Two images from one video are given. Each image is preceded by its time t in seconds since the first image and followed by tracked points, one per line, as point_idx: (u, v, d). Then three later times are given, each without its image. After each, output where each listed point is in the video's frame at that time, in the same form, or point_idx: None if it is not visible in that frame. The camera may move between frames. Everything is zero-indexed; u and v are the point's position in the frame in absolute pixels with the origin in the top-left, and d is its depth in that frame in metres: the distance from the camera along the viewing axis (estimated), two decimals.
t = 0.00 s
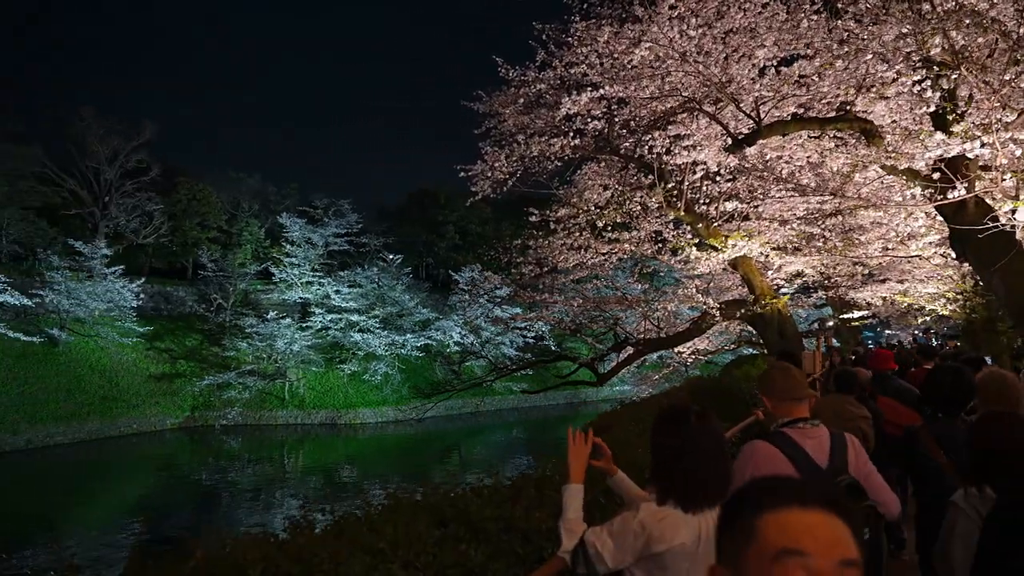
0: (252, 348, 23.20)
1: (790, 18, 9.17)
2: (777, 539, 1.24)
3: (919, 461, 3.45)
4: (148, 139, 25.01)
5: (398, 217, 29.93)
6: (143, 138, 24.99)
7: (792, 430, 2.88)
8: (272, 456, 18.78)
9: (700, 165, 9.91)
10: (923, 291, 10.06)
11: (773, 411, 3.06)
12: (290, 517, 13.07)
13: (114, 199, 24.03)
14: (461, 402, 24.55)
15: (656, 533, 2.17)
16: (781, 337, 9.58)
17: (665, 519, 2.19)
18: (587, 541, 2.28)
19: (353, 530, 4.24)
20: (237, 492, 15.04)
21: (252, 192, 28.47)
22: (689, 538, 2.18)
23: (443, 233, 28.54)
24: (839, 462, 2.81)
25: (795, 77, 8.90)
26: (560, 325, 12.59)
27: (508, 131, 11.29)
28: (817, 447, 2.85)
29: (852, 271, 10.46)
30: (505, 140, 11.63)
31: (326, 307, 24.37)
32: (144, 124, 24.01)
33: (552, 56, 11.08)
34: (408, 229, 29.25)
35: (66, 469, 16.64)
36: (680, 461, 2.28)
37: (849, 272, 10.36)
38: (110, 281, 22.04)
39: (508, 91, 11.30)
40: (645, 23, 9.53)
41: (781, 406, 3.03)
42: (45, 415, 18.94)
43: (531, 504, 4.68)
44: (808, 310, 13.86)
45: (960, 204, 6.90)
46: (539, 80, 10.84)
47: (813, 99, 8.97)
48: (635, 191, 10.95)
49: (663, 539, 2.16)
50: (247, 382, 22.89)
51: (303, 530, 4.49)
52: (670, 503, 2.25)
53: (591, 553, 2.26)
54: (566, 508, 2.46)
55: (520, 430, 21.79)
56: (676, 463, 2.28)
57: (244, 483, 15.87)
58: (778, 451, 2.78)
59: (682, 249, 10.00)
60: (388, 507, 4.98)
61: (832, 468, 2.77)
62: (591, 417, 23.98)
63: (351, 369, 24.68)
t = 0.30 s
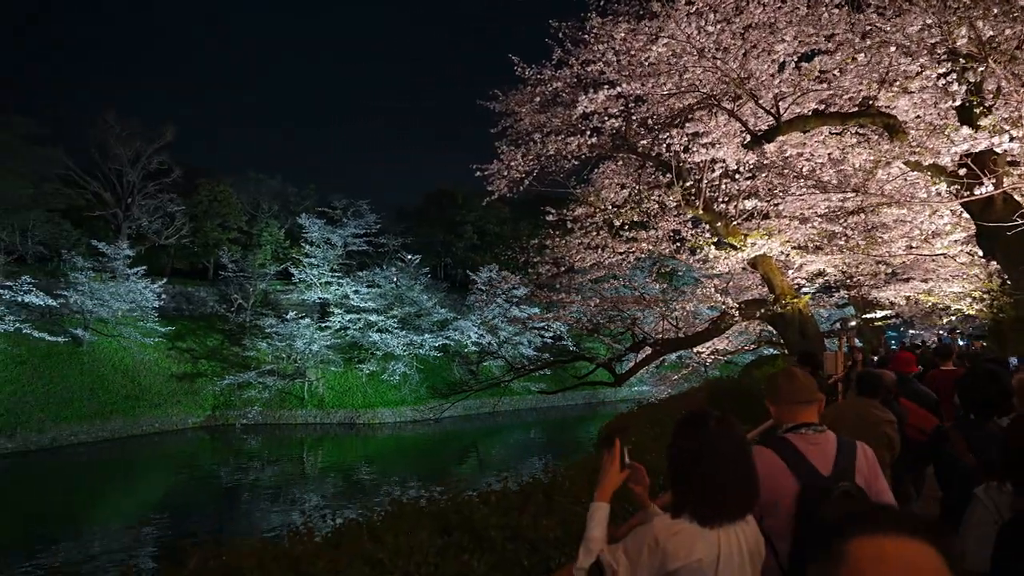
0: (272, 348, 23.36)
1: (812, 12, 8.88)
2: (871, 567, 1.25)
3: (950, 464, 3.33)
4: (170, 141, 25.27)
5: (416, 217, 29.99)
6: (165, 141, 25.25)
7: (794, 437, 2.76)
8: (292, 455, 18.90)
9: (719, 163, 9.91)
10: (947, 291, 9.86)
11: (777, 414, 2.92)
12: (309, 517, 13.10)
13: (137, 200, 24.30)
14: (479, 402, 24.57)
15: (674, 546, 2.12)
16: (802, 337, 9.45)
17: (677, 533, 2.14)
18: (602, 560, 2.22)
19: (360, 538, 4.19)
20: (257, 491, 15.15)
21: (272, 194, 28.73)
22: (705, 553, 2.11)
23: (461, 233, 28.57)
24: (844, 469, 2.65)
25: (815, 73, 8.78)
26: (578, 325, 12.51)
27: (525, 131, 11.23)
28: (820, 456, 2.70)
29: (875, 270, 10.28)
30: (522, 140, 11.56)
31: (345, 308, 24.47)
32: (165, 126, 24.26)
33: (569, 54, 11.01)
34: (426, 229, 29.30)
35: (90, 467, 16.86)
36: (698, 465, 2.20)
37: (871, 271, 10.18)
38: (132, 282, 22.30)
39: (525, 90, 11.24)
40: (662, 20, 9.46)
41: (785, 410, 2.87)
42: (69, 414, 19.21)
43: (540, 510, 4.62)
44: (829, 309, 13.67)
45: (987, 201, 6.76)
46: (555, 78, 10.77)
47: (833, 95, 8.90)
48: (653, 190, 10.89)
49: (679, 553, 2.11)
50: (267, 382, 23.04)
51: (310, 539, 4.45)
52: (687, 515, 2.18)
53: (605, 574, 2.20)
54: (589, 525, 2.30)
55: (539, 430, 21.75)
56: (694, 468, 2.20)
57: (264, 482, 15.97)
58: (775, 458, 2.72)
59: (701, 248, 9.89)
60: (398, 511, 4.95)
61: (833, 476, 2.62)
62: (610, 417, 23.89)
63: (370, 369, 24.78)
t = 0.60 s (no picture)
0: (291, 348, 23.49)
1: (833, 6, 8.80)
2: None
3: (976, 463, 3.20)
4: (190, 143, 25.52)
5: (434, 217, 30.04)
6: (186, 142, 25.49)
7: (817, 440, 2.66)
8: (311, 454, 19.00)
9: (738, 160, 9.82)
10: (973, 290, 9.66)
11: (802, 416, 2.83)
12: (327, 517, 13.14)
13: (158, 201, 24.57)
14: (497, 402, 24.59)
15: (694, 558, 1.93)
16: (824, 337, 9.33)
17: (701, 549, 1.93)
18: None
19: (367, 543, 4.12)
20: (277, 490, 15.23)
21: (291, 195, 28.98)
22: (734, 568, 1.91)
23: (478, 233, 28.59)
24: (868, 476, 2.56)
25: (837, 69, 8.61)
26: (595, 325, 12.43)
27: (542, 129, 11.16)
28: (845, 461, 2.61)
29: (898, 269, 10.11)
30: (538, 138, 11.48)
31: (364, 308, 24.55)
32: (186, 127, 24.50)
33: (585, 52, 10.93)
34: (444, 229, 29.34)
35: (113, 465, 17.06)
36: (713, 467, 2.00)
37: (894, 270, 10.02)
38: (154, 282, 22.55)
39: (541, 88, 11.14)
40: (680, 16, 9.41)
41: (809, 413, 2.80)
42: (92, 413, 19.45)
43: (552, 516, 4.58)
44: (851, 309, 13.49)
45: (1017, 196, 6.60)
46: (572, 76, 10.70)
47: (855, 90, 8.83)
48: (670, 188, 10.81)
49: (702, 568, 1.91)
50: (287, 381, 23.19)
51: (318, 544, 4.40)
52: (708, 524, 1.97)
53: None
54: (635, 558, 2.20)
55: (556, 431, 21.70)
56: (709, 468, 2.00)
57: (284, 481, 16.06)
58: (797, 460, 2.61)
59: (719, 247, 9.78)
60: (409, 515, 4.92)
61: (855, 481, 2.54)
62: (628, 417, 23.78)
63: (388, 369, 24.89)
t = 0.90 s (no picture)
0: (309, 348, 23.58)
1: None
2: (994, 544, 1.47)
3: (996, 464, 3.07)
4: (210, 144, 25.74)
5: (451, 217, 30.05)
6: (206, 144, 25.72)
7: (865, 443, 2.58)
8: (328, 453, 19.07)
9: (758, 158, 9.69)
10: (1000, 290, 9.41)
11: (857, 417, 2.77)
12: (344, 516, 13.16)
13: (179, 203, 24.80)
14: (514, 402, 24.55)
15: (726, 567, 1.83)
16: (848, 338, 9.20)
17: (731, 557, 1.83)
18: None
19: (372, 550, 4.08)
20: (294, 489, 15.28)
21: (310, 195, 29.19)
22: None
23: (495, 233, 28.56)
24: (917, 480, 2.46)
25: (859, 64, 8.47)
26: (612, 325, 12.33)
27: (558, 127, 11.05)
28: (893, 464, 2.51)
29: (923, 268, 9.89)
30: (555, 137, 11.40)
31: (381, 308, 24.59)
32: (206, 129, 24.71)
33: (603, 49, 10.84)
34: (461, 229, 29.34)
35: (134, 464, 17.22)
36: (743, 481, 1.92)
37: (919, 269, 9.80)
38: (174, 283, 22.75)
39: (558, 86, 11.04)
40: (699, 11, 9.31)
41: (863, 414, 2.75)
42: (114, 411, 19.67)
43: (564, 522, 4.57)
44: (874, 309, 13.25)
45: None
46: (589, 74, 10.62)
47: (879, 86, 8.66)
48: (689, 186, 10.68)
49: None
50: (305, 381, 23.31)
51: (328, 549, 4.36)
52: (742, 532, 1.87)
53: None
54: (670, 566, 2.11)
55: (574, 431, 21.60)
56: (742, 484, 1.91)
57: (302, 480, 16.13)
58: (842, 460, 2.53)
59: (739, 246, 9.63)
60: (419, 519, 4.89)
61: (903, 486, 2.44)
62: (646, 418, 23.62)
63: (405, 368, 24.95)
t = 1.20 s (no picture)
0: (326, 347, 23.66)
1: None
2: None
3: None
4: (229, 146, 25.96)
5: (467, 217, 30.06)
6: (224, 146, 25.93)
7: (925, 446, 2.34)
8: (346, 453, 19.14)
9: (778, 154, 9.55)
10: None
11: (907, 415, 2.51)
12: (362, 516, 13.18)
13: (198, 203, 25.02)
14: (531, 402, 24.50)
15: None
16: (871, 337, 9.08)
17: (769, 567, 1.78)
18: None
19: (381, 562, 4.03)
20: (312, 488, 15.33)
21: (327, 196, 29.36)
22: None
23: (512, 233, 28.53)
24: (984, 485, 2.25)
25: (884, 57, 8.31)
26: (630, 325, 12.23)
27: (575, 125, 10.95)
28: (958, 467, 2.30)
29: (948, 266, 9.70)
30: (571, 135, 11.32)
31: (398, 308, 24.63)
32: (225, 130, 24.91)
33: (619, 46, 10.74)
34: (478, 229, 29.34)
35: (155, 462, 17.39)
36: (767, 485, 1.83)
37: (944, 268, 9.61)
38: (194, 283, 22.95)
39: (574, 84, 10.95)
40: (718, 5, 9.19)
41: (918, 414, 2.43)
42: (135, 410, 19.88)
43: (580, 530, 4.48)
44: (896, 309, 13.04)
45: None
46: (606, 71, 10.53)
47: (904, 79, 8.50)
48: (707, 184, 10.56)
49: None
50: (323, 380, 23.41)
51: (343, 558, 4.31)
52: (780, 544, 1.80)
53: None
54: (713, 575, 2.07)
55: (591, 431, 21.50)
56: (765, 489, 1.83)
57: (319, 479, 16.19)
58: (900, 465, 2.32)
59: (759, 245, 9.48)
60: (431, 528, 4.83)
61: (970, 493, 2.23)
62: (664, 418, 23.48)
63: (422, 368, 25.02)
